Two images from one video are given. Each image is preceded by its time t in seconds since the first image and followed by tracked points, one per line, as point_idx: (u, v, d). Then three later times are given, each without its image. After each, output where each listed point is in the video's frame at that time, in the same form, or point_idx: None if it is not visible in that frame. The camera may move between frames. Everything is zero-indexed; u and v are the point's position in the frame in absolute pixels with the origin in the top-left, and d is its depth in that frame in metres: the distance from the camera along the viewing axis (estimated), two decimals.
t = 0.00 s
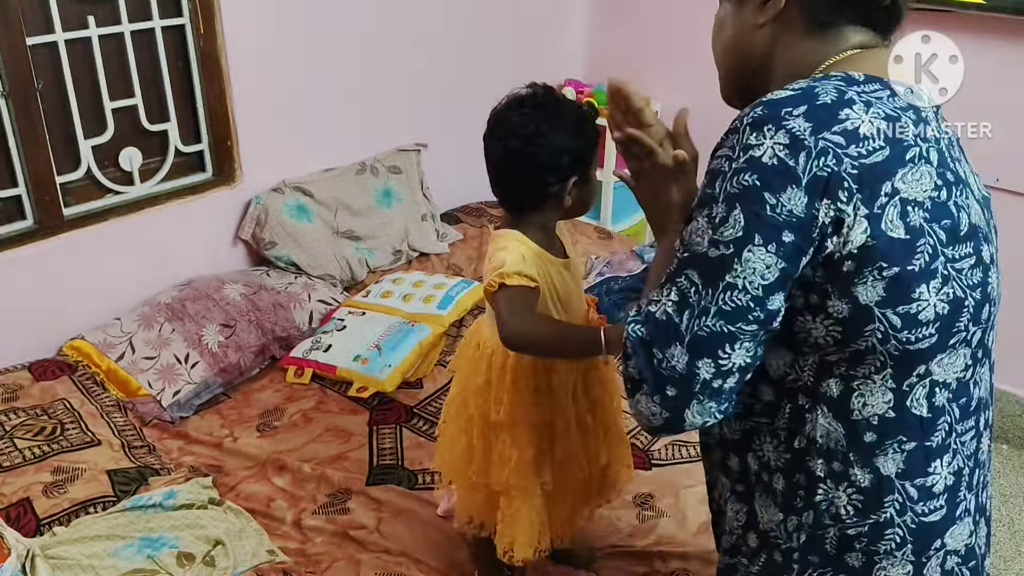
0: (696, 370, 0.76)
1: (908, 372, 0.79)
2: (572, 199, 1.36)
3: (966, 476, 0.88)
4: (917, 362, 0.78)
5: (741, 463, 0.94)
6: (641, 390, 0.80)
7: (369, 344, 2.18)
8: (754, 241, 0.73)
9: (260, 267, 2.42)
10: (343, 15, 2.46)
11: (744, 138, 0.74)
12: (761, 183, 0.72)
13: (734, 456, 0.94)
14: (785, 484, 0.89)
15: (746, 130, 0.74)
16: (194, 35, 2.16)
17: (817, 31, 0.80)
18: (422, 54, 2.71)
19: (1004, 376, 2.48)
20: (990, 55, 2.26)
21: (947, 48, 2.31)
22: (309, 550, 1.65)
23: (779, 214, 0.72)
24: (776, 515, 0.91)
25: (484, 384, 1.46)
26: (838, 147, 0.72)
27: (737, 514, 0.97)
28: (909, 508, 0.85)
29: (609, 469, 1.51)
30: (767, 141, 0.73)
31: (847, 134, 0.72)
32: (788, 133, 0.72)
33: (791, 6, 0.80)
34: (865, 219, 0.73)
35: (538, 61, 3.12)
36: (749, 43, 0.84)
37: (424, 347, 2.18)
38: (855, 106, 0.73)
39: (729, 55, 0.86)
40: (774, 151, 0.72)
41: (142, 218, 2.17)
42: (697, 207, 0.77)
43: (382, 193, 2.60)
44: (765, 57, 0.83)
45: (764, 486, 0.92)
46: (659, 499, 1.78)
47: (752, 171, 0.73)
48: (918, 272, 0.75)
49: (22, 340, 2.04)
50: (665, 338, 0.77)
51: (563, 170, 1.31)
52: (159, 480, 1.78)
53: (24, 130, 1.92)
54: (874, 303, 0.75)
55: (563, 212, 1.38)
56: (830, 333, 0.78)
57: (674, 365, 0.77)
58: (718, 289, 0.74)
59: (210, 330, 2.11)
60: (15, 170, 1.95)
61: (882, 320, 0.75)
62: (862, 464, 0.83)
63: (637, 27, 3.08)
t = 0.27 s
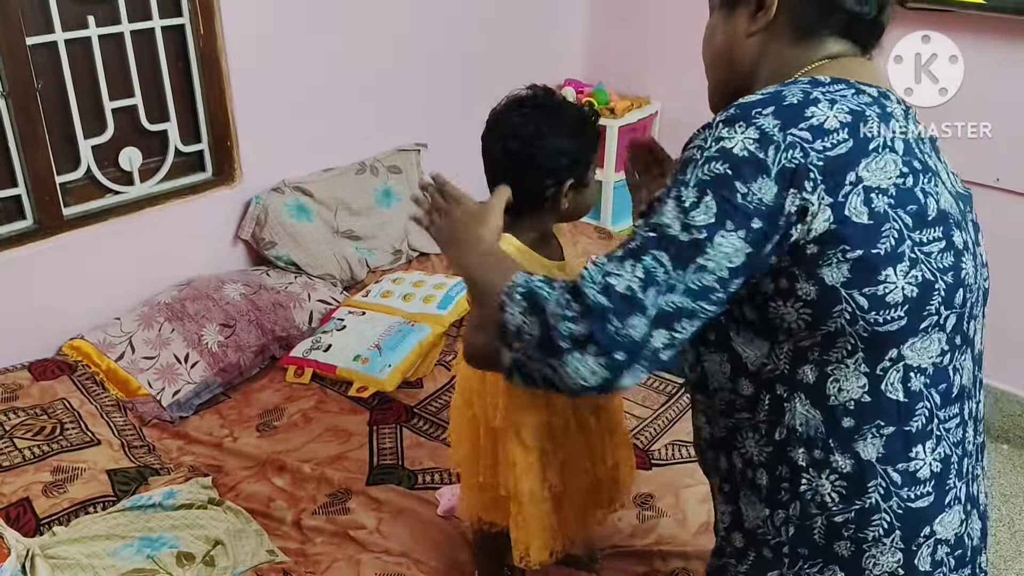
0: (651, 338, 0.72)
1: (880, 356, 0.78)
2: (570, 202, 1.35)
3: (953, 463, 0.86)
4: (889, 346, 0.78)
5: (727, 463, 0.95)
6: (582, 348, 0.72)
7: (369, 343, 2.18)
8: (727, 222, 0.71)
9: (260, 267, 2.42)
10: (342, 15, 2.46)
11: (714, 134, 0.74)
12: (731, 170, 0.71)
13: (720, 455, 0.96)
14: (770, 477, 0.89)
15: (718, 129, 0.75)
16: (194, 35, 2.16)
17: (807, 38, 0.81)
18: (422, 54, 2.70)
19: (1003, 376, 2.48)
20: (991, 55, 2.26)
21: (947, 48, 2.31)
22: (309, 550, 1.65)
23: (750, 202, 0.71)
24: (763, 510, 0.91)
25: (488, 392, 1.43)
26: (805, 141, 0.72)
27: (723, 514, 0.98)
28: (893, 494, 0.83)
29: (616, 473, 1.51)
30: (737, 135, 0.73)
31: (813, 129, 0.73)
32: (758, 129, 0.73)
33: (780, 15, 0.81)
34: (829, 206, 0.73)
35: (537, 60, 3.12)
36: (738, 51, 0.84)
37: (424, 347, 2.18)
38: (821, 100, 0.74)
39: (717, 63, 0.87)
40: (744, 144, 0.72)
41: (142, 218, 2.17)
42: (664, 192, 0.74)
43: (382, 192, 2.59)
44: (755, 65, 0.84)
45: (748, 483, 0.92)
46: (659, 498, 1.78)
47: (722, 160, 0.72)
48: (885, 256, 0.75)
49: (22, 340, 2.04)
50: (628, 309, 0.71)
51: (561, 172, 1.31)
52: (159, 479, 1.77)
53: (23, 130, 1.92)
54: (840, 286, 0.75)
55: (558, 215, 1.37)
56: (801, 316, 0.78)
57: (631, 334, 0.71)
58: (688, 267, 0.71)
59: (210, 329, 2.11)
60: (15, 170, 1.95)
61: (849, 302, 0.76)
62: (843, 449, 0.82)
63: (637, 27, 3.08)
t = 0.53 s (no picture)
0: (550, 241, 0.79)
1: (864, 341, 0.83)
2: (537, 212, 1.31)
3: (957, 451, 0.89)
4: (873, 331, 0.82)
5: (729, 456, 0.99)
6: (488, 237, 0.84)
7: (369, 344, 2.17)
8: (654, 178, 0.78)
9: (260, 267, 2.41)
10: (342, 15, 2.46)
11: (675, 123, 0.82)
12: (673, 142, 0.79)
13: (721, 450, 1.00)
14: (770, 466, 0.93)
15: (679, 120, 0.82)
16: (193, 35, 2.16)
17: (786, 57, 0.87)
18: (422, 54, 2.70)
19: (1003, 376, 2.48)
20: (992, 55, 2.25)
21: (948, 48, 2.32)
22: (308, 551, 1.65)
23: (684, 167, 0.78)
24: (768, 500, 0.95)
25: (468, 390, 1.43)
26: (761, 134, 0.78)
27: (732, 509, 1.01)
28: (893, 479, 0.86)
29: (603, 473, 1.52)
30: (696, 124, 0.80)
31: (772, 124, 0.79)
32: (717, 121, 0.80)
33: (763, 36, 0.86)
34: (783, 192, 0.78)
35: (538, 60, 3.11)
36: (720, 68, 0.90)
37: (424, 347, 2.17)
38: (782, 101, 0.81)
39: (701, 79, 0.92)
40: (700, 128, 0.79)
41: (141, 217, 2.16)
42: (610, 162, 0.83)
43: (382, 192, 2.59)
44: (737, 81, 0.90)
45: (751, 474, 0.96)
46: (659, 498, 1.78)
47: (671, 135, 0.79)
48: (853, 243, 0.80)
49: (21, 340, 2.04)
50: (531, 208, 0.80)
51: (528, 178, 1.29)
52: (158, 480, 1.77)
53: (22, 130, 1.92)
54: (814, 272, 0.80)
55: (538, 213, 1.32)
56: (781, 306, 0.83)
57: (530, 230, 0.80)
58: (601, 199, 0.78)
59: (210, 329, 2.11)
60: (14, 170, 1.95)
61: (824, 287, 0.80)
62: (838, 435, 0.86)
63: (638, 27, 3.07)
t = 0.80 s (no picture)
0: (574, 283, 0.81)
1: (861, 342, 0.84)
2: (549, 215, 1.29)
3: (953, 451, 0.91)
4: (869, 332, 0.83)
5: (730, 459, 1.00)
6: (510, 286, 0.84)
7: (369, 344, 2.17)
8: (667, 199, 0.79)
9: (260, 267, 2.41)
10: (342, 15, 2.45)
11: (674, 135, 0.83)
12: (679, 157, 0.80)
13: (723, 452, 1.00)
14: (769, 469, 0.94)
15: (677, 132, 0.83)
16: (193, 35, 2.16)
17: (784, 56, 0.88)
18: (422, 54, 2.70)
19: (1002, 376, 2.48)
20: (993, 55, 2.25)
21: (948, 49, 2.32)
22: (308, 551, 1.65)
23: (695, 185, 0.79)
24: (768, 504, 0.96)
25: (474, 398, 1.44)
26: (762, 139, 0.80)
27: (734, 511, 1.02)
28: (887, 479, 0.88)
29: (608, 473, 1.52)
30: (696, 134, 0.81)
31: (772, 129, 0.80)
32: (717, 128, 0.81)
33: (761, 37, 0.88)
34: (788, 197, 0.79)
35: (538, 60, 3.11)
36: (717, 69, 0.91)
37: (424, 347, 2.17)
38: (780, 106, 0.82)
39: (697, 80, 0.93)
40: (701, 139, 0.80)
41: (141, 217, 2.16)
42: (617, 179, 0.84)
43: (382, 193, 2.59)
44: (734, 82, 0.91)
45: (751, 478, 0.97)
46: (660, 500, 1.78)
47: (674, 150, 0.80)
48: (854, 245, 0.81)
49: (21, 339, 2.04)
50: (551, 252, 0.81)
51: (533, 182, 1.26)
52: (158, 480, 1.77)
53: (22, 130, 1.92)
54: (814, 276, 0.81)
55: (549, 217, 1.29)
56: (780, 310, 0.84)
57: (553, 275, 0.81)
58: (619, 230, 0.80)
59: (210, 330, 2.11)
60: (14, 170, 1.95)
61: (824, 291, 0.81)
62: (835, 436, 0.88)
63: (638, 26, 3.07)
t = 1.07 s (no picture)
0: (597, 313, 0.84)
1: (843, 355, 0.84)
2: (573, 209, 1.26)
3: (923, 466, 0.89)
4: (854, 345, 0.84)
5: (718, 456, 1.03)
6: (532, 321, 0.87)
7: (369, 344, 2.17)
8: (677, 214, 0.80)
9: (259, 267, 2.41)
10: (343, 15, 2.45)
11: (683, 136, 0.84)
12: (689, 167, 0.81)
13: (713, 449, 1.03)
14: (749, 469, 0.96)
15: (685, 133, 0.84)
16: (193, 35, 2.16)
17: (803, 45, 0.89)
18: (422, 54, 2.70)
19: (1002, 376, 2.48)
20: (993, 55, 2.25)
21: (948, 49, 2.32)
22: (308, 551, 1.65)
23: (705, 195, 0.80)
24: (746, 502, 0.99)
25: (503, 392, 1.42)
26: (770, 143, 0.80)
27: (727, 504, 1.05)
28: (849, 490, 0.88)
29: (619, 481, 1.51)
30: (705, 136, 0.82)
31: (780, 132, 0.80)
32: (726, 131, 0.81)
33: (781, 26, 0.89)
34: (787, 208, 0.80)
35: (538, 60, 3.11)
36: (736, 54, 0.92)
37: (424, 348, 2.17)
38: (791, 108, 0.82)
39: (716, 65, 0.95)
40: (710, 144, 0.81)
41: (140, 218, 2.16)
42: (629, 185, 0.85)
43: (382, 193, 2.59)
44: (752, 68, 0.93)
45: (741, 475, 0.99)
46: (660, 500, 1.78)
47: (683, 159, 0.81)
48: (848, 259, 0.81)
49: (21, 339, 2.03)
50: (571, 284, 0.84)
51: (553, 182, 1.24)
52: (158, 480, 1.77)
53: (23, 130, 1.92)
54: (806, 287, 0.82)
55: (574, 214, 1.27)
56: (770, 318, 0.85)
57: (575, 306, 0.84)
58: (636, 254, 0.82)
59: (210, 330, 2.11)
60: (14, 170, 1.94)
61: (815, 303, 0.82)
62: (806, 444, 0.89)
63: (639, 27, 3.08)
